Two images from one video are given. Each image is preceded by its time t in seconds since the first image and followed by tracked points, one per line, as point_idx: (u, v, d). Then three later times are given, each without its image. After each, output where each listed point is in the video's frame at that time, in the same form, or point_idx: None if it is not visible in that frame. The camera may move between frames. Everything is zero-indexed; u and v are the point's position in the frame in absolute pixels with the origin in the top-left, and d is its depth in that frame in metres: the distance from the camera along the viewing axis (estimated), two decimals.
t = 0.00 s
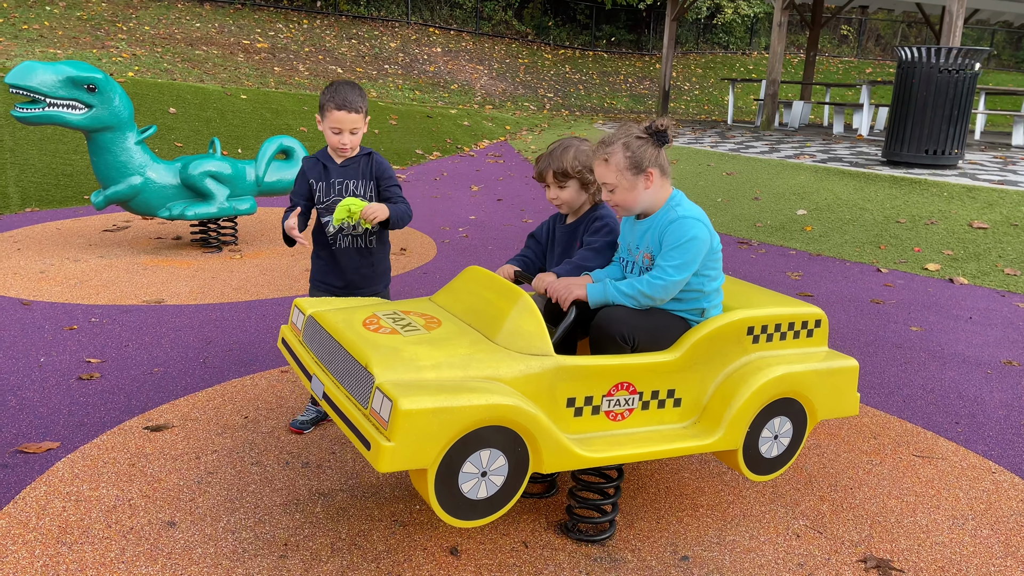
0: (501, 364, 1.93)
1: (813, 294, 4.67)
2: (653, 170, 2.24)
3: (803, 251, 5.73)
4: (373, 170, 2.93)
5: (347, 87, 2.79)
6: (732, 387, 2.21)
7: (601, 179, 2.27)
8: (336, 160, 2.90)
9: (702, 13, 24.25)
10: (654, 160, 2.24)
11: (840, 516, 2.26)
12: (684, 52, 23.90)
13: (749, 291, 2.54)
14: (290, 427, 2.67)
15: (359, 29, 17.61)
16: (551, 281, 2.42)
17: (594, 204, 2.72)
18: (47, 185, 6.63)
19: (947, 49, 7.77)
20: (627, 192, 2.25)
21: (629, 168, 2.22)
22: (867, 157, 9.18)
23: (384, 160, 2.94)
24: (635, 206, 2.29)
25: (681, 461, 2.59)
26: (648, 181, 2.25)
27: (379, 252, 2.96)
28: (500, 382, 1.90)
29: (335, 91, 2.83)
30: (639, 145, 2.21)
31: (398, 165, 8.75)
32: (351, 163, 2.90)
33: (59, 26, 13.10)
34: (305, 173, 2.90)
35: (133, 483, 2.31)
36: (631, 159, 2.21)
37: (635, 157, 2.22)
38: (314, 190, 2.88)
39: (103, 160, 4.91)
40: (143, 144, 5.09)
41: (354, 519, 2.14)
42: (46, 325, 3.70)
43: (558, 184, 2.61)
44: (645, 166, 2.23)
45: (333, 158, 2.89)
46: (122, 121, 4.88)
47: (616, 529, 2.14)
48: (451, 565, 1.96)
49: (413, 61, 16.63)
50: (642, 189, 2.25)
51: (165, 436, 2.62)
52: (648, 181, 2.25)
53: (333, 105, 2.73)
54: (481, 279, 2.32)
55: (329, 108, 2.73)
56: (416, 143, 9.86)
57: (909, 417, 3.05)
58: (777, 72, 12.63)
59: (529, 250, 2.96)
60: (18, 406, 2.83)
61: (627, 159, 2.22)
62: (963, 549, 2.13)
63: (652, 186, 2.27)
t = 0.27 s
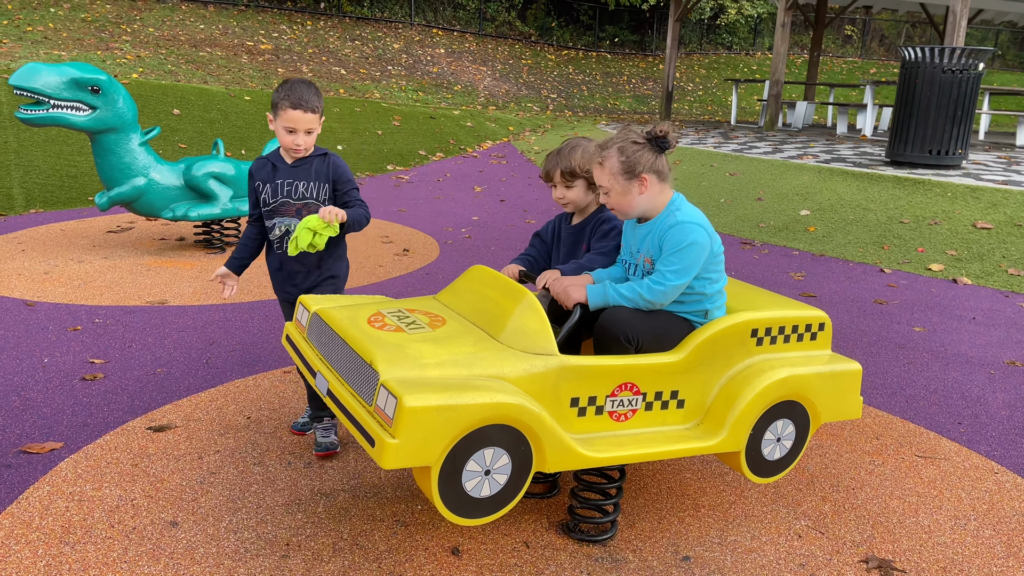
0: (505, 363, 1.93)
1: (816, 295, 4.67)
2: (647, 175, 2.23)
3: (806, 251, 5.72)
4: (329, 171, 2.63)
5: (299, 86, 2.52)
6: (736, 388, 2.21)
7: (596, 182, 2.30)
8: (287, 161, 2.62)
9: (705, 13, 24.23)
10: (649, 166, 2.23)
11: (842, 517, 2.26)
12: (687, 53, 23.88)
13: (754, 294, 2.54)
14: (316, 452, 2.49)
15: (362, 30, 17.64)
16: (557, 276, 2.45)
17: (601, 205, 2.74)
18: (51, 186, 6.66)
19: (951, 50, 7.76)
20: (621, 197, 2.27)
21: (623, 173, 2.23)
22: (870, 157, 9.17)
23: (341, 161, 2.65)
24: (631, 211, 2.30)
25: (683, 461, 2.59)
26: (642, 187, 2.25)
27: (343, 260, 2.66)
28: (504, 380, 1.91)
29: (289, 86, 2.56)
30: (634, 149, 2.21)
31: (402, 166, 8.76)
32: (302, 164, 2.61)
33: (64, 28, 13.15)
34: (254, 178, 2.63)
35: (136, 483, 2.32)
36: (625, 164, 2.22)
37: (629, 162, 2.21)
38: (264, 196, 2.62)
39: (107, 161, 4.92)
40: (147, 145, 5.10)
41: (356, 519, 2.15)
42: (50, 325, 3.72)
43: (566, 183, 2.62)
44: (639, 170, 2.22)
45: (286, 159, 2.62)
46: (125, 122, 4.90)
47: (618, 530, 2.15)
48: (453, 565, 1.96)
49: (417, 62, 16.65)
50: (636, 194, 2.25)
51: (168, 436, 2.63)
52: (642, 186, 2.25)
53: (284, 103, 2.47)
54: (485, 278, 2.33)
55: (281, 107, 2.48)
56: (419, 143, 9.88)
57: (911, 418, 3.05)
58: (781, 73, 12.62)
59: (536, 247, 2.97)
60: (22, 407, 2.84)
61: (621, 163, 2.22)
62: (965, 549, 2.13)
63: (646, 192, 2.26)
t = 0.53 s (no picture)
0: (504, 363, 1.94)
1: (818, 295, 4.67)
2: (638, 174, 2.24)
3: (808, 252, 5.72)
4: (299, 186, 2.44)
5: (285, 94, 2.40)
6: (735, 387, 2.21)
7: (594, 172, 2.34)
8: (257, 170, 2.43)
9: (708, 14, 24.23)
10: (644, 165, 2.24)
11: (843, 516, 2.26)
12: (690, 54, 23.88)
13: (754, 293, 2.54)
14: (242, 480, 2.32)
15: (365, 32, 17.67)
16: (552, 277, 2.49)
17: (604, 205, 2.76)
18: (55, 188, 6.69)
19: (954, 50, 7.73)
20: (614, 190, 2.31)
21: (616, 167, 2.26)
22: (873, 158, 9.14)
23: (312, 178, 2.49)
24: (623, 206, 2.33)
25: (684, 461, 2.59)
26: (633, 185, 2.27)
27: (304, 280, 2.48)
28: (503, 379, 1.91)
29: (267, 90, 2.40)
30: (631, 146, 2.23)
31: (405, 167, 8.78)
32: (271, 176, 2.43)
33: (67, 30, 13.19)
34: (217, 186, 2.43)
35: (138, 482, 2.33)
36: (619, 158, 2.25)
37: (623, 156, 2.24)
38: (227, 206, 2.42)
39: (110, 163, 4.94)
40: (150, 147, 5.12)
41: (357, 518, 2.15)
42: (53, 326, 3.73)
43: (573, 178, 2.63)
44: (632, 168, 2.24)
45: (256, 168, 2.43)
46: (129, 124, 4.92)
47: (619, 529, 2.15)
48: (454, 564, 1.97)
49: (420, 64, 16.67)
50: (627, 190, 2.28)
51: (171, 436, 2.64)
52: (633, 184, 2.27)
53: (267, 106, 2.31)
54: (485, 278, 2.34)
55: (261, 111, 2.32)
56: (422, 145, 9.89)
57: (913, 418, 3.04)
58: (784, 73, 12.61)
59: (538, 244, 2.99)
60: (25, 407, 2.85)
61: (616, 156, 2.25)
62: (966, 549, 2.13)
63: (636, 191, 2.28)
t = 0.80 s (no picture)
0: (504, 362, 1.94)
1: (819, 295, 4.67)
2: (643, 172, 2.25)
3: (809, 253, 5.72)
4: (284, 190, 2.27)
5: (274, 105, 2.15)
6: (736, 387, 2.21)
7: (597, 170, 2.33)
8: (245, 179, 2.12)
9: (710, 16, 24.24)
10: (648, 164, 2.24)
11: (843, 515, 2.26)
12: (692, 55, 23.87)
13: (754, 293, 2.55)
14: (244, 482, 2.33)
15: (367, 34, 17.70)
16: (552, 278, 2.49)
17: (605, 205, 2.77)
18: (58, 190, 6.71)
19: (955, 50, 7.73)
20: (616, 188, 2.30)
21: (620, 166, 2.26)
22: (874, 158, 9.14)
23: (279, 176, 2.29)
24: (624, 205, 2.33)
25: (685, 461, 2.59)
26: (637, 183, 2.27)
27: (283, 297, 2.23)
28: (503, 378, 1.92)
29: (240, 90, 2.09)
30: (636, 145, 2.24)
31: (406, 169, 8.79)
32: (262, 183, 2.17)
33: (70, 33, 13.23)
34: (213, 205, 2.02)
35: (140, 483, 2.34)
36: (624, 156, 2.24)
37: (628, 155, 2.24)
38: (234, 225, 2.08)
39: (113, 165, 4.96)
40: (152, 149, 5.13)
41: (359, 518, 2.16)
42: (56, 328, 3.75)
43: (575, 175, 2.66)
44: (637, 165, 2.24)
45: (243, 179, 2.11)
46: (131, 126, 4.94)
47: (620, 529, 2.15)
48: (455, 564, 1.97)
49: (421, 66, 16.68)
50: (631, 188, 2.27)
51: (173, 437, 2.65)
52: (637, 183, 2.27)
53: (258, 109, 2.02)
54: (485, 278, 2.34)
55: (250, 114, 2.02)
56: (424, 147, 9.91)
57: (914, 417, 3.04)
58: (785, 75, 12.61)
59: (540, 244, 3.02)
60: (28, 408, 2.87)
61: (620, 154, 2.25)
62: (967, 548, 2.13)
63: (640, 189, 2.28)
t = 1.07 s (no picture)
0: (508, 358, 1.95)
1: (821, 296, 4.67)
2: (642, 171, 2.26)
3: (811, 253, 5.72)
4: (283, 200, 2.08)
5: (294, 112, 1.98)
6: (738, 385, 2.22)
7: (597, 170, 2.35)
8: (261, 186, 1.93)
9: (710, 17, 24.27)
10: (648, 162, 2.26)
11: (845, 514, 2.27)
12: (693, 57, 23.89)
13: (757, 293, 2.55)
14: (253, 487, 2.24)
15: (368, 36, 17.73)
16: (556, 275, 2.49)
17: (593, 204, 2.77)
18: (60, 192, 6.73)
19: (956, 50, 7.74)
20: (616, 188, 2.32)
21: (620, 165, 2.27)
22: (875, 159, 9.15)
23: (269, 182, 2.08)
24: (624, 205, 2.34)
25: (687, 460, 2.59)
26: (637, 182, 2.28)
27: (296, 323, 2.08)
28: (507, 374, 1.92)
29: (259, 90, 1.90)
30: (635, 144, 2.25)
31: (408, 171, 8.80)
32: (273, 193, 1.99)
33: (72, 36, 13.27)
34: (245, 217, 1.81)
35: (142, 482, 2.34)
36: (623, 155, 2.26)
37: (628, 154, 2.26)
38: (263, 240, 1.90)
39: (115, 166, 4.97)
40: (154, 150, 5.15)
41: (361, 517, 2.16)
42: (58, 329, 3.76)
43: (557, 184, 2.65)
44: (637, 164, 2.26)
45: (260, 187, 1.92)
46: (133, 128, 4.95)
47: (621, 527, 2.15)
48: (457, 562, 1.97)
49: (423, 68, 16.71)
50: (630, 188, 2.29)
51: (175, 437, 2.66)
52: (636, 182, 2.28)
53: (292, 114, 1.88)
54: (489, 274, 2.35)
55: (284, 118, 1.88)
56: (425, 148, 9.92)
57: (916, 416, 3.04)
58: (786, 76, 12.62)
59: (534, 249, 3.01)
60: (31, 408, 2.87)
61: (620, 154, 2.27)
62: (968, 546, 2.13)
63: (640, 188, 2.29)
